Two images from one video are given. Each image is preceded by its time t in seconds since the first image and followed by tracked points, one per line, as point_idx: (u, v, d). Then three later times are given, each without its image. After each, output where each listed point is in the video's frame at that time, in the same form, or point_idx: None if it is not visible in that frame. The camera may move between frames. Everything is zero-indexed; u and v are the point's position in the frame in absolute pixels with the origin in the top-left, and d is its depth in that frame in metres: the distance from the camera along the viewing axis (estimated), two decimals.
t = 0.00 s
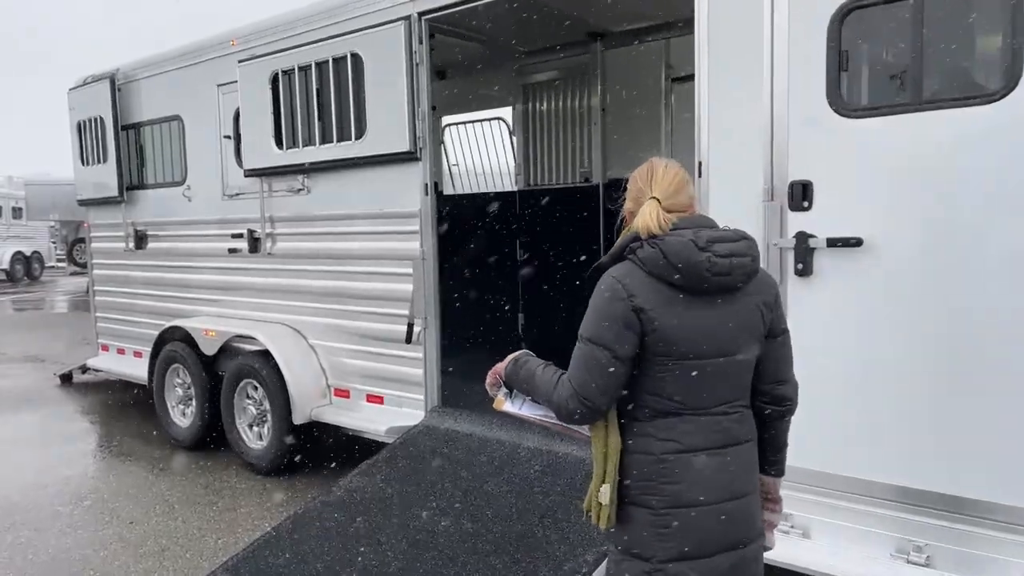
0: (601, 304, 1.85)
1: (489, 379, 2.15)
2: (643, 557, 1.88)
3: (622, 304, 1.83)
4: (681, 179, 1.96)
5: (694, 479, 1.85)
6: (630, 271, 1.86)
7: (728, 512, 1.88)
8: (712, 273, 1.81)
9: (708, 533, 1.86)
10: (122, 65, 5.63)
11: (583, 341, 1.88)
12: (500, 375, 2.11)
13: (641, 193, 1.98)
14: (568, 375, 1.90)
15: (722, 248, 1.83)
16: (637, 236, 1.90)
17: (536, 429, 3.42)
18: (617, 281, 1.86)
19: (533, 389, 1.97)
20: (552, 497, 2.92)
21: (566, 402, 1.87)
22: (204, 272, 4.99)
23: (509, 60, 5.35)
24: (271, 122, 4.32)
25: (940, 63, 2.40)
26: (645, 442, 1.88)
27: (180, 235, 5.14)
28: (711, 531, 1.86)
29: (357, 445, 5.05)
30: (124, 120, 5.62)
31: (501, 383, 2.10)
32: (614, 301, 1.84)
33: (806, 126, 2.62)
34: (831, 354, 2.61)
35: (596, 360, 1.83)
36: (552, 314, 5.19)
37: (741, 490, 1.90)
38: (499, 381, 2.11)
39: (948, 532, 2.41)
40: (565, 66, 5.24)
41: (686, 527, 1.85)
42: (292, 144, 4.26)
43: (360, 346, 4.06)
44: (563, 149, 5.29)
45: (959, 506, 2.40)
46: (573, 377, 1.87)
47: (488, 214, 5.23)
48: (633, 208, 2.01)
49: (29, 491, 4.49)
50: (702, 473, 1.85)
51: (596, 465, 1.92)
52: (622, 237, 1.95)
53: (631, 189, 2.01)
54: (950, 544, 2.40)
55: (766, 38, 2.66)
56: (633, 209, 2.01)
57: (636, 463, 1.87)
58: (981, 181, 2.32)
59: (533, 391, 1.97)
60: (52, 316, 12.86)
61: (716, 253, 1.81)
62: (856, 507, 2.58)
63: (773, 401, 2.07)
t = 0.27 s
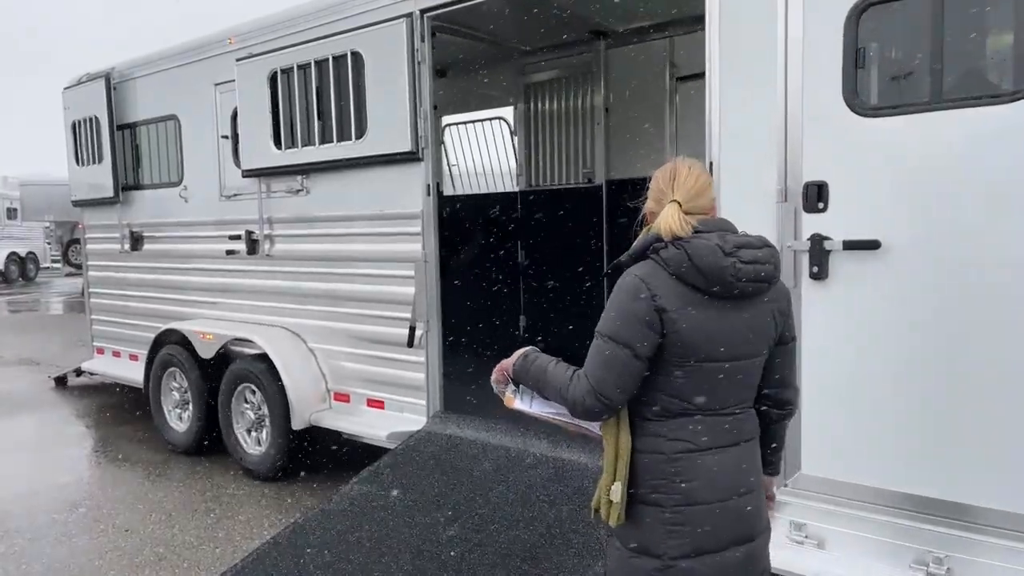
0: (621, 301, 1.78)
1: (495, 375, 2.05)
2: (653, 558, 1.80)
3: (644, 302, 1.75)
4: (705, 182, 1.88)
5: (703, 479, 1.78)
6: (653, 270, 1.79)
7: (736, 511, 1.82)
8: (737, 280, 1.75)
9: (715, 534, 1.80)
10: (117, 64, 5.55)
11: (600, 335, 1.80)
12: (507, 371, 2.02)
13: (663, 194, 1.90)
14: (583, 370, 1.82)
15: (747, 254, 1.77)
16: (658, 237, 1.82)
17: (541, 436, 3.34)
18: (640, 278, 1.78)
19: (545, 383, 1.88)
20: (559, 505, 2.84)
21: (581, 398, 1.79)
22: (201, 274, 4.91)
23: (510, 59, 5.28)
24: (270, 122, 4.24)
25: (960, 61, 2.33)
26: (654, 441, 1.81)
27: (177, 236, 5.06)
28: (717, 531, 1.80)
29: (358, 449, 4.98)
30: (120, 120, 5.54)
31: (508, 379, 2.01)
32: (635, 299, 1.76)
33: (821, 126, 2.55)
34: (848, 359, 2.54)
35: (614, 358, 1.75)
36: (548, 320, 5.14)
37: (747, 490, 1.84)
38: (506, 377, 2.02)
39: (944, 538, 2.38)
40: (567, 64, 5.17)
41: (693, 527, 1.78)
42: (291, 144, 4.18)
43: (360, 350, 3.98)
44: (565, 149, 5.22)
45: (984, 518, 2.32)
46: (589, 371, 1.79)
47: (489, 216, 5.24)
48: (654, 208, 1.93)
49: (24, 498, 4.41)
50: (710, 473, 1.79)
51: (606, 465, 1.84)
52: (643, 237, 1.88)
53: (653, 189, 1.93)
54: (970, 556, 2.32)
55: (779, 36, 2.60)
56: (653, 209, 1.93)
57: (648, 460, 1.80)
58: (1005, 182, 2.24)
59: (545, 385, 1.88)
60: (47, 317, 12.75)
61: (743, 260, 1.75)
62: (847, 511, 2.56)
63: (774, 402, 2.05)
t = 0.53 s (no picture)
0: (624, 297, 1.77)
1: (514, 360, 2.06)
2: (638, 546, 1.80)
3: (645, 300, 1.74)
4: (722, 183, 1.84)
5: (697, 474, 1.75)
6: (656, 268, 1.76)
7: (734, 512, 1.77)
8: (736, 282, 1.71)
9: (710, 531, 1.76)
10: (110, 62, 5.49)
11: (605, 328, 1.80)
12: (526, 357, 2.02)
13: (680, 194, 1.88)
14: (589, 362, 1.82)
15: (749, 258, 1.72)
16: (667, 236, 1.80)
17: (544, 440, 3.27)
18: (642, 274, 1.77)
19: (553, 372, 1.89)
20: (562, 511, 2.80)
21: (583, 389, 1.79)
22: (195, 275, 4.85)
23: (508, 58, 5.24)
24: (267, 122, 4.19)
25: (972, 60, 2.29)
26: (650, 435, 1.80)
27: (171, 237, 5.00)
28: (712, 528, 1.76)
29: (355, 452, 4.93)
30: (113, 119, 5.48)
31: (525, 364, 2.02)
32: (637, 296, 1.75)
33: (829, 127, 2.51)
34: (857, 363, 2.50)
35: (614, 352, 1.75)
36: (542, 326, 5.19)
37: (750, 489, 1.79)
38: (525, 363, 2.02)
39: (933, 539, 2.36)
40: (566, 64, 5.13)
41: (684, 520, 1.76)
42: (288, 144, 4.14)
43: (358, 352, 3.93)
44: (563, 150, 5.15)
45: (1000, 525, 2.27)
46: (592, 363, 1.79)
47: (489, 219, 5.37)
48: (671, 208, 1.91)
49: (16, 503, 4.35)
50: (707, 469, 1.76)
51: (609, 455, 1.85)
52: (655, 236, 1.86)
53: (672, 188, 1.91)
54: (981, 563, 2.27)
55: (787, 36, 2.56)
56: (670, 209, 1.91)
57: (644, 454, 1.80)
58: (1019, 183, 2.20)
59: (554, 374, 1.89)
60: (38, 318, 12.65)
61: (744, 263, 1.71)
62: (856, 517, 2.51)
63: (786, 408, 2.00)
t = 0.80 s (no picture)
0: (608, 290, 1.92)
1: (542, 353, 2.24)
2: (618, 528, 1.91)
3: (618, 292, 1.87)
4: (720, 183, 1.88)
5: (664, 465, 1.81)
6: (635, 265, 1.88)
7: (700, 509, 1.80)
8: (687, 277, 1.75)
9: (680, 521, 1.81)
10: (93, 59, 5.39)
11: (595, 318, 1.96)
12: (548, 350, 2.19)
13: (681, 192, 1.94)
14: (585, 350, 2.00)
15: (706, 254, 1.75)
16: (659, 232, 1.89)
17: (538, 443, 3.23)
18: (619, 272, 1.90)
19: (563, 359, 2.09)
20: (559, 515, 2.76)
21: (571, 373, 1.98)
22: (181, 276, 4.77)
23: (498, 57, 5.20)
24: (255, 120, 4.12)
25: (975, 58, 2.27)
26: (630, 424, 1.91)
27: (156, 237, 4.91)
28: (682, 520, 1.81)
29: (344, 455, 4.87)
30: (95, 117, 5.38)
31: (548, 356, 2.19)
32: (613, 289, 1.89)
33: (830, 126, 2.48)
34: (858, 364, 2.47)
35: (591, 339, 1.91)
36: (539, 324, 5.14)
37: (729, 491, 1.80)
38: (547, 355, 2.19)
39: (922, 539, 2.36)
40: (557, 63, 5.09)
41: (654, 506, 1.84)
42: (277, 143, 4.07)
43: (348, 354, 3.87)
44: (555, 149, 5.13)
45: (1002, 527, 2.25)
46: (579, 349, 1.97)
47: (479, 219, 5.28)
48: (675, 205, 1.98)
49: None
50: (682, 461, 1.81)
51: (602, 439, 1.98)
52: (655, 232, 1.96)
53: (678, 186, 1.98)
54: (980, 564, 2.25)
55: (787, 34, 2.53)
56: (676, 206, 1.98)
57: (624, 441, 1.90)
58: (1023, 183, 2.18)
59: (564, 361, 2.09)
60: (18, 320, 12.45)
61: (699, 258, 1.75)
62: (855, 518, 2.49)
63: (782, 415, 1.91)
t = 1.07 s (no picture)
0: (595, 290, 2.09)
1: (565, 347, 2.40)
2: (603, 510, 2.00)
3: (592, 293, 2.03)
4: (698, 188, 1.89)
5: (629, 450, 1.91)
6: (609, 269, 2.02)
7: (659, 497, 1.86)
8: (631, 278, 1.87)
9: (650, 509, 1.87)
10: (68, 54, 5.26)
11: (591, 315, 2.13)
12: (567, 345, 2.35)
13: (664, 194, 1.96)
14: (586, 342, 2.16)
15: (648, 257, 1.84)
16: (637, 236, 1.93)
17: (528, 446, 3.17)
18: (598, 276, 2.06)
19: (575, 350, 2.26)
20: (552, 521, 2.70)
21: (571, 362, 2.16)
22: (159, 276, 4.65)
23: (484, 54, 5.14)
24: (236, 116, 4.02)
25: (974, 53, 2.24)
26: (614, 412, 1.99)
27: (134, 237, 4.80)
28: (650, 507, 1.87)
29: (327, 459, 4.78)
30: (71, 113, 5.25)
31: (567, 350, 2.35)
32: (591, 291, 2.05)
33: (828, 123, 2.45)
34: (857, 364, 2.43)
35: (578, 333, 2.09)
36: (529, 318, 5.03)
37: (692, 484, 1.83)
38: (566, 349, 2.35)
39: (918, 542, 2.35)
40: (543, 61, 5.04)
41: (626, 490, 1.91)
42: (259, 140, 3.98)
43: (333, 356, 3.79)
44: (541, 148, 5.08)
45: (1001, 531, 2.22)
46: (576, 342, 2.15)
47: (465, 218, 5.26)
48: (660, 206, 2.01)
49: None
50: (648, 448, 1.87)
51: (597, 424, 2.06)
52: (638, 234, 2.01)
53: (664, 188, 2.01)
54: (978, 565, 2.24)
55: (784, 30, 2.50)
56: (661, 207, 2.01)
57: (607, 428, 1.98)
58: None
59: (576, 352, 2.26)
60: None
61: (639, 260, 1.85)
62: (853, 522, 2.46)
63: (754, 418, 1.83)
